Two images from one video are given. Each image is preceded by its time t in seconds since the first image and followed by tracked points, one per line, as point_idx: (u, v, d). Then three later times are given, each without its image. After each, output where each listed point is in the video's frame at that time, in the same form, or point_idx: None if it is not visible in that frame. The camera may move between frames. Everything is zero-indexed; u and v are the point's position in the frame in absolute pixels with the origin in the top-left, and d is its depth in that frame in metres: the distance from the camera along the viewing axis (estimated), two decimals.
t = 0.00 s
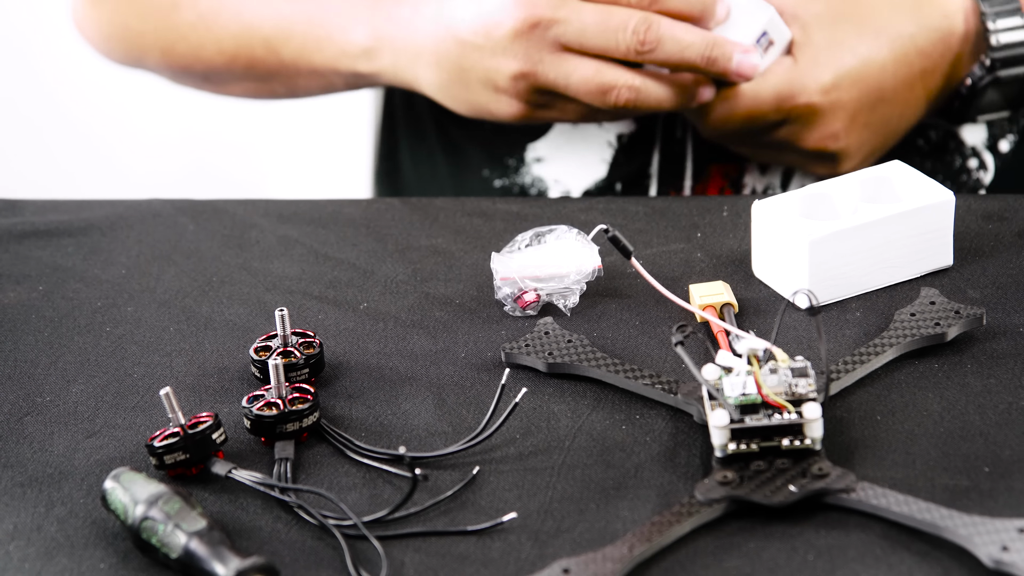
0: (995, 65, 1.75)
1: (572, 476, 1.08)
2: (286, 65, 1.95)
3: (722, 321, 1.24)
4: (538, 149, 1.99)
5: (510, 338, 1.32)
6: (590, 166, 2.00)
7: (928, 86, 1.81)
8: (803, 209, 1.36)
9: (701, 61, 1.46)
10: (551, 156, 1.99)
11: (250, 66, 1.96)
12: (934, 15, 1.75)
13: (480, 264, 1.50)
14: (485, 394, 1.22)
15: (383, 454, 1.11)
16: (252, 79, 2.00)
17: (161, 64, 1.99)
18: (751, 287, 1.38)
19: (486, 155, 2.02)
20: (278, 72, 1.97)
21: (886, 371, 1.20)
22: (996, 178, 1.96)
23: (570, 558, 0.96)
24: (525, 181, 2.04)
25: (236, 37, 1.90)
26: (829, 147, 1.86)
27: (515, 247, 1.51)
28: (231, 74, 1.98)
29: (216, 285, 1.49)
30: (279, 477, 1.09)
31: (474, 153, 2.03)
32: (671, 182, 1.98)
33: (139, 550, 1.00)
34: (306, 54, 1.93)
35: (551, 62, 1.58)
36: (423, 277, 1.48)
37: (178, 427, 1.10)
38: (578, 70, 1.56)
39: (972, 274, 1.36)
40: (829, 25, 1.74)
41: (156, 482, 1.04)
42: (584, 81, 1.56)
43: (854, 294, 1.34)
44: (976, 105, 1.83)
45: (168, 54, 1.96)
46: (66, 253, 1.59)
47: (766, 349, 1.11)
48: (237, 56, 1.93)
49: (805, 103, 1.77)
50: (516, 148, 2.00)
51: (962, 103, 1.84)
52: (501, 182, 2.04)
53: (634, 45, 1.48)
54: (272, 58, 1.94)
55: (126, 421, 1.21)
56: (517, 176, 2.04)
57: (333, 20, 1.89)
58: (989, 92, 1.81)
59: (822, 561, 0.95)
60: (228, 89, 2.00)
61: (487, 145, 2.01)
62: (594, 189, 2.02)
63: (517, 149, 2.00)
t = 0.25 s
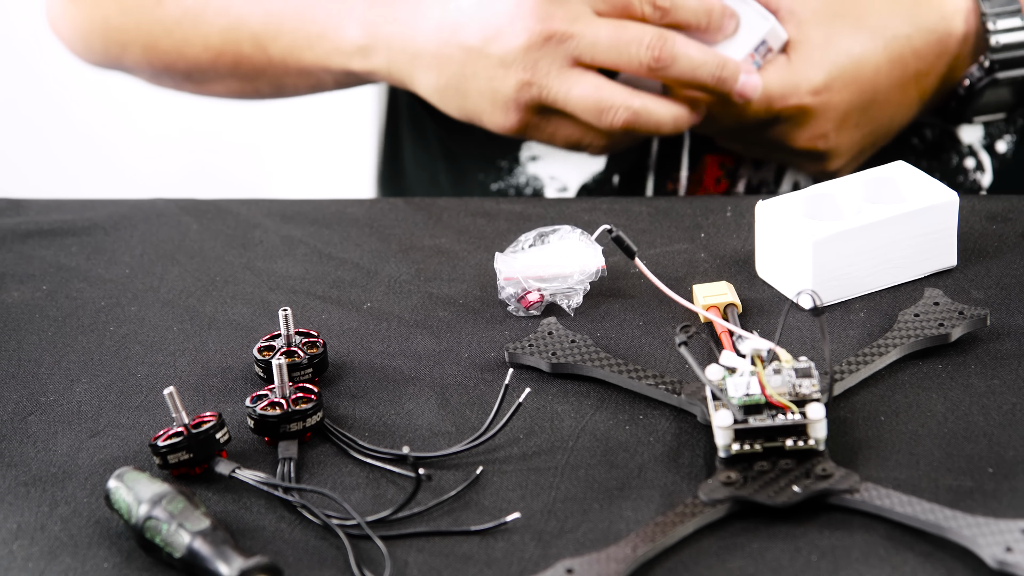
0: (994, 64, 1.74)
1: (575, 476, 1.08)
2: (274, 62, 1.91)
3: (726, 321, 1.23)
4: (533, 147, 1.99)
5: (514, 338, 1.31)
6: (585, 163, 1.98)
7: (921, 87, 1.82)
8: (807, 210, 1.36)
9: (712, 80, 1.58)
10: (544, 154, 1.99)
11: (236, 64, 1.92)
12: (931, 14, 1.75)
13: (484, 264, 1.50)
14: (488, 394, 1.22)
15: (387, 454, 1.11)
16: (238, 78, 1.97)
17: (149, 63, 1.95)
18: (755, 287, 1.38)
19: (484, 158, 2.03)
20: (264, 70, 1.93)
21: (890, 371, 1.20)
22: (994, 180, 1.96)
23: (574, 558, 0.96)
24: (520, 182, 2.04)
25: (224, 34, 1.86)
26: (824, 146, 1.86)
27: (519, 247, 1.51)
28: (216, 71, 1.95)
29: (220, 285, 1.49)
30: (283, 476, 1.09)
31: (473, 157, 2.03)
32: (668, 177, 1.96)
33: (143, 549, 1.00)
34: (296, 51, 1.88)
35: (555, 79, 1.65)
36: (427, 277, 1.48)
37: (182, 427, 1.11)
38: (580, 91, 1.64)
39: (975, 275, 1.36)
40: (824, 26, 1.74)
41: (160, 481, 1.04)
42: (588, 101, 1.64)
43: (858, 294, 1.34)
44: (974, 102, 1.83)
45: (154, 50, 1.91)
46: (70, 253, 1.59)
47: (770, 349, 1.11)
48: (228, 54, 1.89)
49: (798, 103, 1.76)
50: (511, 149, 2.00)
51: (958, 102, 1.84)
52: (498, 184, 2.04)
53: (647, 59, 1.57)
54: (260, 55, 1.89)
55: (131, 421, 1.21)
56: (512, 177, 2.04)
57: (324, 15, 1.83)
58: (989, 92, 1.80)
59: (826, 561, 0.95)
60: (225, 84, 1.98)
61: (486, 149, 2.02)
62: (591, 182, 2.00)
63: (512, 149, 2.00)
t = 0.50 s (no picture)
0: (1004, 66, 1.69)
1: (580, 476, 1.08)
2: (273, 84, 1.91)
3: (731, 321, 1.23)
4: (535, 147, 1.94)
5: (518, 338, 1.32)
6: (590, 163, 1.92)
7: (921, 90, 1.77)
8: (812, 210, 1.36)
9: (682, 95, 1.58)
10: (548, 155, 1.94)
11: (239, 85, 1.95)
12: (929, 16, 1.74)
13: (488, 264, 1.50)
14: (493, 394, 1.22)
15: (392, 453, 1.11)
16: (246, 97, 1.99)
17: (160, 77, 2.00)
18: (760, 287, 1.38)
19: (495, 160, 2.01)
20: (267, 91, 1.95)
21: (895, 371, 1.19)
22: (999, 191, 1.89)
23: (579, 558, 0.96)
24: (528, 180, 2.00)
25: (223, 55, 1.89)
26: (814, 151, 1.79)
27: (524, 247, 1.51)
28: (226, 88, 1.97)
29: (225, 284, 1.49)
30: (288, 476, 1.09)
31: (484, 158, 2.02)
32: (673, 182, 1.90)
33: (148, 549, 1.00)
34: (295, 78, 1.88)
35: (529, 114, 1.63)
36: (432, 277, 1.48)
37: (188, 426, 1.10)
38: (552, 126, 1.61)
39: (981, 275, 1.36)
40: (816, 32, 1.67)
41: (166, 481, 1.04)
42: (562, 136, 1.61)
43: (862, 295, 1.33)
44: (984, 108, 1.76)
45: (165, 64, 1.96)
46: (75, 253, 1.59)
47: (776, 349, 1.11)
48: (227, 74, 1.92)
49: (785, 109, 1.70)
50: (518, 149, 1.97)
51: (969, 108, 1.79)
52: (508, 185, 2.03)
53: (614, 92, 1.58)
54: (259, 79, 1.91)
55: (136, 420, 1.21)
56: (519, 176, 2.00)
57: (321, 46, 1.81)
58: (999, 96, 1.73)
59: (831, 561, 0.94)
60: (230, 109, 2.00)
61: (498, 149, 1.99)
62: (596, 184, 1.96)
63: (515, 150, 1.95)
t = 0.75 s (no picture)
0: None
1: (588, 476, 1.08)
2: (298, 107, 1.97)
3: (738, 321, 1.23)
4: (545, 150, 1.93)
5: (526, 339, 1.31)
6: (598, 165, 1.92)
7: None
8: (819, 210, 1.36)
9: (617, 57, 1.61)
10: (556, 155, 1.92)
11: (275, 111, 2.00)
12: None
13: (495, 264, 1.50)
14: (500, 394, 1.22)
15: (399, 453, 1.11)
16: (282, 125, 2.03)
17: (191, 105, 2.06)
18: (767, 287, 1.38)
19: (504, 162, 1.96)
20: (298, 115, 2.00)
21: (903, 372, 1.19)
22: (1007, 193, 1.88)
23: (586, 558, 0.96)
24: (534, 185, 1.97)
25: (251, 86, 1.96)
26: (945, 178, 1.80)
27: (531, 247, 1.51)
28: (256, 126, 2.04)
29: (232, 284, 1.49)
30: (295, 475, 1.09)
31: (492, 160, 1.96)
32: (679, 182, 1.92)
33: (155, 548, 1.00)
34: (314, 97, 1.95)
35: (475, 73, 1.73)
36: (439, 277, 1.48)
37: (195, 425, 1.11)
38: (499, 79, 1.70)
39: (988, 276, 1.36)
40: (922, 66, 1.70)
41: (173, 480, 1.04)
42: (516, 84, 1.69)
43: (870, 295, 1.33)
44: None
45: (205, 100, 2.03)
46: (83, 252, 1.59)
47: (783, 350, 1.10)
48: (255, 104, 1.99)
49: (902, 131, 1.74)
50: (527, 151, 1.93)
51: None
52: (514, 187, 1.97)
53: (541, 54, 1.62)
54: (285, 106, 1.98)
55: (143, 419, 1.21)
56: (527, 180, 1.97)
57: (329, 61, 1.90)
58: None
59: (838, 562, 0.94)
60: (256, 137, 2.06)
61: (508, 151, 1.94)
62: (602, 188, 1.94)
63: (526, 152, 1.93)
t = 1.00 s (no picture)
0: None
1: (594, 476, 1.08)
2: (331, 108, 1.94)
3: (745, 321, 1.23)
4: (553, 151, 1.99)
5: (533, 339, 1.31)
6: (604, 166, 1.99)
7: None
8: (825, 211, 1.36)
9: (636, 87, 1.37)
10: (564, 157, 1.99)
11: (303, 118, 1.99)
12: None
13: (502, 264, 1.50)
14: (507, 394, 1.22)
15: (406, 453, 1.11)
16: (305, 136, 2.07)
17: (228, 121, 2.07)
18: (774, 288, 1.38)
19: (508, 164, 2.03)
20: (329, 119, 1.98)
21: (910, 372, 1.19)
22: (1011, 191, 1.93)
23: (592, 558, 0.96)
24: (541, 186, 2.03)
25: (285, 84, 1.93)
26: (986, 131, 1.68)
27: (537, 247, 1.51)
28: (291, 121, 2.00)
29: (239, 284, 1.49)
30: (302, 475, 1.09)
31: (497, 162, 2.04)
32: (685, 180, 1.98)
33: (161, 547, 1.00)
34: (349, 95, 1.90)
35: (500, 43, 1.41)
36: (446, 277, 1.48)
37: (202, 424, 1.11)
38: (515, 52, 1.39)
39: (995, 277, 1.36)
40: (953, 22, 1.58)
41: (180, 479, 1.04)
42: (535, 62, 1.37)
43: (876, 296, 1.33)
44: None
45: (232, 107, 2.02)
46: (90, 251, 1.60)
47: (790, 350, 1.10)
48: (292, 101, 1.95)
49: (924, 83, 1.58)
50: (532, 154, 2.00)
51: None
52: (520, 188, 2.04)
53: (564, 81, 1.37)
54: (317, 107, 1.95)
55: (150, 419, 1.21)
56: (533, 181, 2.03)
57: (368, 52, 1.82)
58: None
59: (845, 562, 0.94)
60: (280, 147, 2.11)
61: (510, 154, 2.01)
62: (608, 188, 2.02)
63: (533, 154, 2.00)
